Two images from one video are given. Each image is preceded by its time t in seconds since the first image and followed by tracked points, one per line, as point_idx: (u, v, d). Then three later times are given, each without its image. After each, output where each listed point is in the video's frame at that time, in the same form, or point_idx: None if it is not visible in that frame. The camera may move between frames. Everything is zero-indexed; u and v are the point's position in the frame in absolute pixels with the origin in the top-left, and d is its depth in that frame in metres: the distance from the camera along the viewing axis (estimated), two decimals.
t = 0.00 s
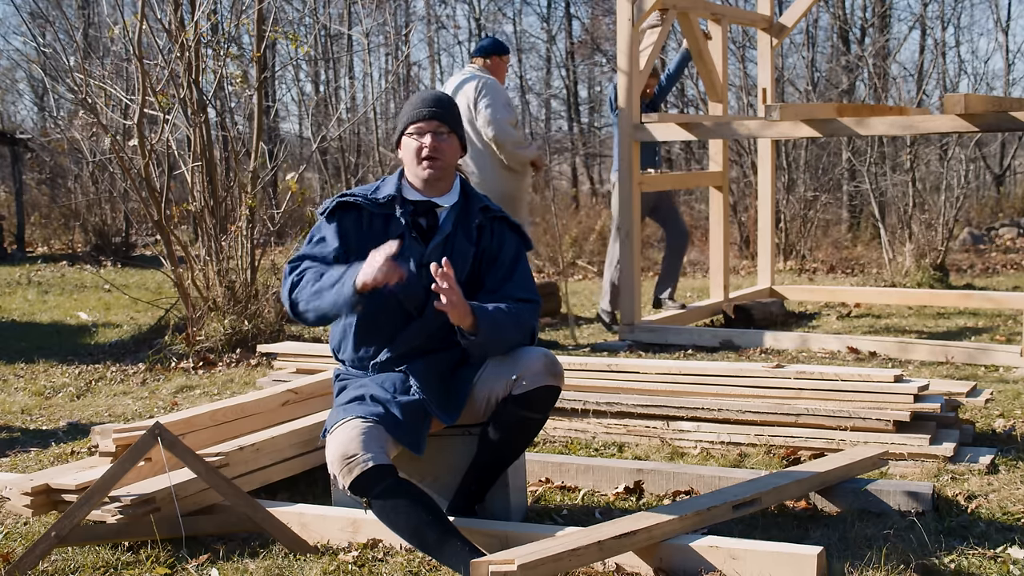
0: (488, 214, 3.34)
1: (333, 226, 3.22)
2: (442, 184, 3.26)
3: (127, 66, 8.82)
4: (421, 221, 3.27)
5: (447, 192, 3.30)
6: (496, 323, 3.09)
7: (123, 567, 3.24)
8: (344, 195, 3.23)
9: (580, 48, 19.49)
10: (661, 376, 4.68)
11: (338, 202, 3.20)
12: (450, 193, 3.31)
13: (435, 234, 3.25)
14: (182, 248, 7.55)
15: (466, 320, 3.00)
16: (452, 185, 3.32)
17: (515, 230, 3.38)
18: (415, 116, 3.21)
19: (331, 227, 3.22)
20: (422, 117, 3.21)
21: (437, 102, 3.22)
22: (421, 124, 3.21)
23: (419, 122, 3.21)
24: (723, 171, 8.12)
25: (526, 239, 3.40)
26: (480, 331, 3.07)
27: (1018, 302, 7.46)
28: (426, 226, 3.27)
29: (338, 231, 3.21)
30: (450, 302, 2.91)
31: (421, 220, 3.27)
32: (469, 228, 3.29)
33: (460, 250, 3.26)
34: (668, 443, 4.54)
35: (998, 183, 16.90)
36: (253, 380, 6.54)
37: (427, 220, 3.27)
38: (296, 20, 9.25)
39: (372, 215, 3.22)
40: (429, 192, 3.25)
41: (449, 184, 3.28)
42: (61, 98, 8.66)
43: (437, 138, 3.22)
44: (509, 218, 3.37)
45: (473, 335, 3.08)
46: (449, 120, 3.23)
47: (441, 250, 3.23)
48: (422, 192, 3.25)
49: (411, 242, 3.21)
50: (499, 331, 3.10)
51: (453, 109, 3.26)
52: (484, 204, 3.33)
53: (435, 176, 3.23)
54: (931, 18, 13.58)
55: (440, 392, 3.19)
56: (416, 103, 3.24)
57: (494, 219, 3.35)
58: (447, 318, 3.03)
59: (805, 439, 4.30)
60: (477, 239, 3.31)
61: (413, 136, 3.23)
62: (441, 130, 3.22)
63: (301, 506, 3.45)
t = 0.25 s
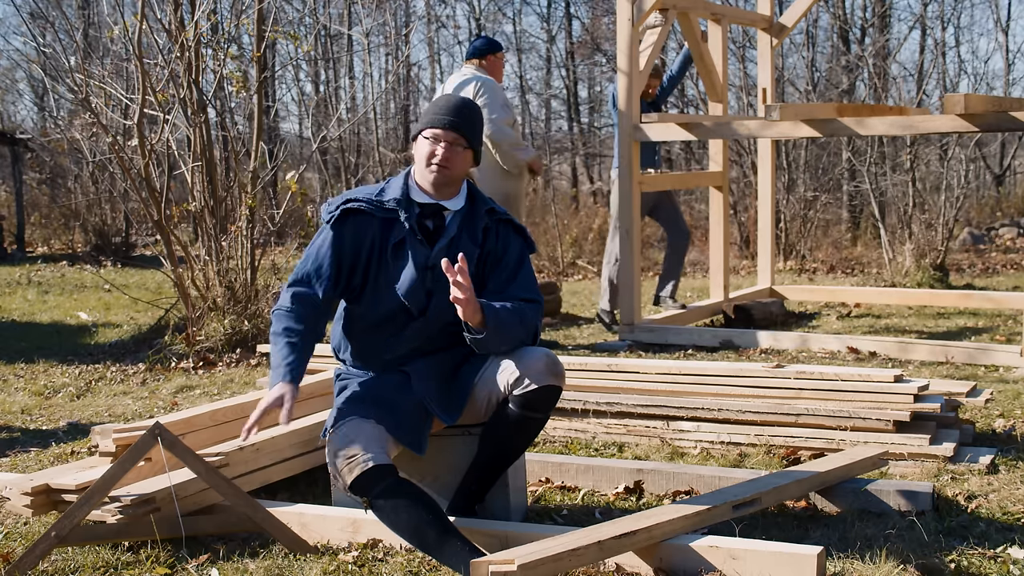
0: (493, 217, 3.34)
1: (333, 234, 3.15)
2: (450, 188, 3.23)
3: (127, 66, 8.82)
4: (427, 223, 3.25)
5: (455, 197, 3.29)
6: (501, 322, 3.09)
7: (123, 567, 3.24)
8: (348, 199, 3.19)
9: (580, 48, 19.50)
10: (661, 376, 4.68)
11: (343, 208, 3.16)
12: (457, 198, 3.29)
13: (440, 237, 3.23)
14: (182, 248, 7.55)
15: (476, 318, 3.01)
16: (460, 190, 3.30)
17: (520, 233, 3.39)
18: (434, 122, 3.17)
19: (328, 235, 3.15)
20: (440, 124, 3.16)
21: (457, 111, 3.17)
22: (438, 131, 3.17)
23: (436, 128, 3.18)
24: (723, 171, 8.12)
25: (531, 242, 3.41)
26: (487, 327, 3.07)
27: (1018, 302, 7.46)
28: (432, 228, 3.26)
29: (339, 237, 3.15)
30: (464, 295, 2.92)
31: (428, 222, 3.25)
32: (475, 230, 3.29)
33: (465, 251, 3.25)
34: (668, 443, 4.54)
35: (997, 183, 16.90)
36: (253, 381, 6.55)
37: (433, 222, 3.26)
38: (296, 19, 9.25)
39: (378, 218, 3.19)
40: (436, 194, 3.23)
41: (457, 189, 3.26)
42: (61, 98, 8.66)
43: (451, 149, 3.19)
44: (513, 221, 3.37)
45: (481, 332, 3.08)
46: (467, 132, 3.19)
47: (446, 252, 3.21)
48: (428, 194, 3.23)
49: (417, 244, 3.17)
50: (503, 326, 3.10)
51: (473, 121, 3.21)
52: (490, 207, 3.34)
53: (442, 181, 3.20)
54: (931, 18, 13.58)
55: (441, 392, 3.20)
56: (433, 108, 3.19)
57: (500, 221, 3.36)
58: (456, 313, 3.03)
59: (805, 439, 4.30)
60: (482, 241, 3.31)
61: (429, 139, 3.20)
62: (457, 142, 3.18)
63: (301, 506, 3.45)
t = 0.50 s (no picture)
0: (492, 218, 3.34)
1: (335, 230, 3.16)
2: (449, 189, 3.25)
3: (127, 66, 8.81)
4: (426, 224, 3.25)
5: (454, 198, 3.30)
6: (497, 327, 3.09)
7: (123, 567, 3.24)
8: (349, 197, 3.20)
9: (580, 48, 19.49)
10: (661, 376, 4.68)
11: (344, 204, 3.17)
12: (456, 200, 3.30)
13: (439, 238, 3.24)
14: (182, 248, 7.55)
15: (472, 326, 3.02)
16: (459, 192, 3.32)
17: (519, 234, 3.38)
18: (435, 123, 3.20)
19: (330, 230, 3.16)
20: (440, 125, 3.20)
21: (458, 112, 3.20)
22: (439, 132, 3.20)
23: (437, 129, 3.21)
24: (723, 171, 8.12)
25: (530, 243, 3.40)
26: (483, 331, 3.08)
27: (1018, 302, 7.46)
28: (431, 229, 3.25)
29: (341, 234, 3.16)
30: (459, 308, 2.93)
31: (427, 222, 3.25)
32: (473, 231, 3.29)
33: (464, 253, 3.25)
34: (668, 443, 4.54)
35: (997, 183, 16.90)
36: (253, 380, 6.54)
37: (432, 223, 3.26)
38: (296, 19, 9.24)
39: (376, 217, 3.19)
40: (434, 195, 3.25)
41: (457, 191, 3.29)
42: (61, 98, 8.66)
43: (451, 150, 3.21)
44: (512, 222, 3.37)
45: (478, 340, 3.11)
46: (467, 134, 3.22)
47: (444, 254, 3.22)
48: (426, 195, 3.25)
49: (415, 246, 3.19)
50: (501, 330, 3.11)
51: (472, 124, 3.25)
52: (489, 207, 3.33)
53: (440, 181, 3.21)
54: (931, 18, 13.58)
55: (440, 392, 3.19)
56: (434, 109, 3.23)
57: (498, 222, 3.35)
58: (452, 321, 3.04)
59: (805, 439, 4.30)
60: (481, 242, 3.30)
61: (429, 140, 3.22)
62: (457, 143, 3.21)
63: (301, 506, 3.45)
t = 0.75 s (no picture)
0: (485, 216, 3.33)
1: (344, 209, 3.19)
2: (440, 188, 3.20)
3: (127, 66, 8.81)
4: (418, 222, 3.21)
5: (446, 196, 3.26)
6: (498, 332, 3.11)
7: (123, 567, 3.24)
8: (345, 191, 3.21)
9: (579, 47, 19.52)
10: (661, 376, 4.68)
11: (342, 193, 3.18)
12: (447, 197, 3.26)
13: (432, 235, 3.22)
14: (182, 248, 7.56)
15: (471, 336, 3.04)
16: (450, 189, 3.27)
17: (513, 231, 3.38)
18: (417, 124, 3.19)
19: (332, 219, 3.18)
20: (423, 125, 3.19)
21: (440, 111, 3.18)
22: (422, 133, 3.19)
23: (420, 130, 3.20)
24: (722, 171, 8.12)
25: (523, 240, 3.40)
26: (484, 342, 3.10)
27: (1018, 302, 7.46)
28: (424, 227, 3.22)
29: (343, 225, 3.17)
30: (456, 322, 2.97)
31: (419, 220, 3.21)
32: (467, 229, 3.28)
33: (458, 251, 3.25)
34: (668, 443, 4.54)
35: (997, 183, 16.90)
36: (253, 381, 6.54)
37: (424, 221, 3.21)
38: (296, 19, 9.24)
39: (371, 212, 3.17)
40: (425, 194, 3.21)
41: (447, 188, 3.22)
42: (61, 98, 8.65)
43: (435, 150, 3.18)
44: (505, 219, 3.36)
45: (478, 348, 3.13)
46: (450, 132, 3.18)
47: (439, 252, 3.21)
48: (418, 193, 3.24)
49: (411, 244, 3.17)
50: (501, 338, 3.11)
51: (456, 121, 3.21)
52: (482, 205, 3.32)
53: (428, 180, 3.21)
54: (931, 18, 13.58)
55: (440, 392, 3.20)
56: (416, 110, 3.22)
57: (492, 219, 3.35)
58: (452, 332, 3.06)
59: (805, 439, 4.30)
60: (475, 240, 3.30)
61: (411, 141, 3.22)
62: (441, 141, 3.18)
63: (301, 506, 3.45)
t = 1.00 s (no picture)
0: (484, 216, 3.32)
1: (334, 224, 3.16)
2: (439, 186, 3.23)
3: (127, 66, 8.82)
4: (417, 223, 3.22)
5: (444, 196, 3.27)
6: (502, 331, 3.09)
7: (123, 566, 3.24)
8: (341, 195, 3.19)
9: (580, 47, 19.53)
10: (661, 375, 4.68)
11: (336, 201, 3.16)
12: (446, 196, 3.27)
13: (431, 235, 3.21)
14: (182, 248, 7.56)
15: (477, 334, 3.02)
16: (449, 189, 3.29)
17: (513, 230, 3.37)
18: (418, 122, 3.18)
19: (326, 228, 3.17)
20: (423, 123, 3.17)
21: (442, 110, 3.19)
22: (424, 131, 3.17)
23: (421, 129, 3.18)
24: (722, 171, 8.12)
25: (524, 239, 3.39)
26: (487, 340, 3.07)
27: (1018, 302, 7.46)
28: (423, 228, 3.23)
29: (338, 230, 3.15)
30: (462, 318, 2.95)
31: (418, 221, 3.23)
32: (467, 229, 3.28)
33: (457, 252, 3.25)
34: (668, 443, 4.54)
35: (997, 183, 16.89)
36: (253, 380, 6.54)
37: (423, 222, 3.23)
38: (296, 19, 9.24)
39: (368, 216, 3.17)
40: (423, 194, 3.24)
41: (446, 188, 3.26)
42: (61, 98, 8.65)
43: (436, 148, 3.18)
44: (506, 218, 3.35)
45: (480, 347, 3.09)
46: (451, 130, 3.19)
47: (438, 253, 3.21)
48: (417, 194, 3.24)
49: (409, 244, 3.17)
50: (504, 338, 3.10)
51: (456, 119, 3.21)
52: (481, 205, 3.32)
53: (428, 182, 3.21)
54: (931, 18, 13.58)
55: (440, 392, 3.20)
56: (415, 108, 3.21)
57: (491, 220, 3.33)
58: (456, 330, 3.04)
59: (804, 439, 4.30)
60: (474, 240, 3.30)
61: (413, 140, 3.20)
62: (442, 140, 3.19)
63: (301, 506, 3.45)
